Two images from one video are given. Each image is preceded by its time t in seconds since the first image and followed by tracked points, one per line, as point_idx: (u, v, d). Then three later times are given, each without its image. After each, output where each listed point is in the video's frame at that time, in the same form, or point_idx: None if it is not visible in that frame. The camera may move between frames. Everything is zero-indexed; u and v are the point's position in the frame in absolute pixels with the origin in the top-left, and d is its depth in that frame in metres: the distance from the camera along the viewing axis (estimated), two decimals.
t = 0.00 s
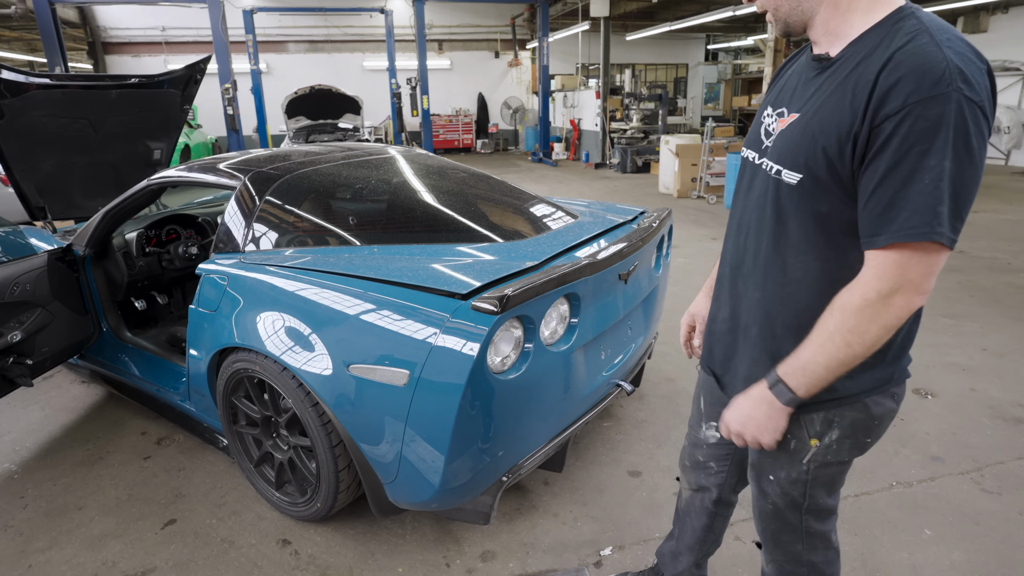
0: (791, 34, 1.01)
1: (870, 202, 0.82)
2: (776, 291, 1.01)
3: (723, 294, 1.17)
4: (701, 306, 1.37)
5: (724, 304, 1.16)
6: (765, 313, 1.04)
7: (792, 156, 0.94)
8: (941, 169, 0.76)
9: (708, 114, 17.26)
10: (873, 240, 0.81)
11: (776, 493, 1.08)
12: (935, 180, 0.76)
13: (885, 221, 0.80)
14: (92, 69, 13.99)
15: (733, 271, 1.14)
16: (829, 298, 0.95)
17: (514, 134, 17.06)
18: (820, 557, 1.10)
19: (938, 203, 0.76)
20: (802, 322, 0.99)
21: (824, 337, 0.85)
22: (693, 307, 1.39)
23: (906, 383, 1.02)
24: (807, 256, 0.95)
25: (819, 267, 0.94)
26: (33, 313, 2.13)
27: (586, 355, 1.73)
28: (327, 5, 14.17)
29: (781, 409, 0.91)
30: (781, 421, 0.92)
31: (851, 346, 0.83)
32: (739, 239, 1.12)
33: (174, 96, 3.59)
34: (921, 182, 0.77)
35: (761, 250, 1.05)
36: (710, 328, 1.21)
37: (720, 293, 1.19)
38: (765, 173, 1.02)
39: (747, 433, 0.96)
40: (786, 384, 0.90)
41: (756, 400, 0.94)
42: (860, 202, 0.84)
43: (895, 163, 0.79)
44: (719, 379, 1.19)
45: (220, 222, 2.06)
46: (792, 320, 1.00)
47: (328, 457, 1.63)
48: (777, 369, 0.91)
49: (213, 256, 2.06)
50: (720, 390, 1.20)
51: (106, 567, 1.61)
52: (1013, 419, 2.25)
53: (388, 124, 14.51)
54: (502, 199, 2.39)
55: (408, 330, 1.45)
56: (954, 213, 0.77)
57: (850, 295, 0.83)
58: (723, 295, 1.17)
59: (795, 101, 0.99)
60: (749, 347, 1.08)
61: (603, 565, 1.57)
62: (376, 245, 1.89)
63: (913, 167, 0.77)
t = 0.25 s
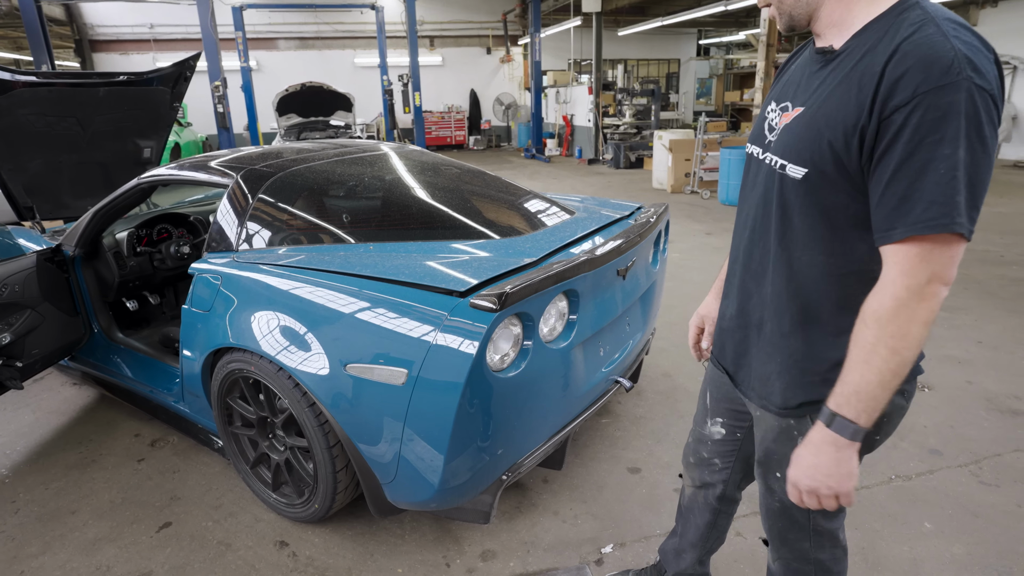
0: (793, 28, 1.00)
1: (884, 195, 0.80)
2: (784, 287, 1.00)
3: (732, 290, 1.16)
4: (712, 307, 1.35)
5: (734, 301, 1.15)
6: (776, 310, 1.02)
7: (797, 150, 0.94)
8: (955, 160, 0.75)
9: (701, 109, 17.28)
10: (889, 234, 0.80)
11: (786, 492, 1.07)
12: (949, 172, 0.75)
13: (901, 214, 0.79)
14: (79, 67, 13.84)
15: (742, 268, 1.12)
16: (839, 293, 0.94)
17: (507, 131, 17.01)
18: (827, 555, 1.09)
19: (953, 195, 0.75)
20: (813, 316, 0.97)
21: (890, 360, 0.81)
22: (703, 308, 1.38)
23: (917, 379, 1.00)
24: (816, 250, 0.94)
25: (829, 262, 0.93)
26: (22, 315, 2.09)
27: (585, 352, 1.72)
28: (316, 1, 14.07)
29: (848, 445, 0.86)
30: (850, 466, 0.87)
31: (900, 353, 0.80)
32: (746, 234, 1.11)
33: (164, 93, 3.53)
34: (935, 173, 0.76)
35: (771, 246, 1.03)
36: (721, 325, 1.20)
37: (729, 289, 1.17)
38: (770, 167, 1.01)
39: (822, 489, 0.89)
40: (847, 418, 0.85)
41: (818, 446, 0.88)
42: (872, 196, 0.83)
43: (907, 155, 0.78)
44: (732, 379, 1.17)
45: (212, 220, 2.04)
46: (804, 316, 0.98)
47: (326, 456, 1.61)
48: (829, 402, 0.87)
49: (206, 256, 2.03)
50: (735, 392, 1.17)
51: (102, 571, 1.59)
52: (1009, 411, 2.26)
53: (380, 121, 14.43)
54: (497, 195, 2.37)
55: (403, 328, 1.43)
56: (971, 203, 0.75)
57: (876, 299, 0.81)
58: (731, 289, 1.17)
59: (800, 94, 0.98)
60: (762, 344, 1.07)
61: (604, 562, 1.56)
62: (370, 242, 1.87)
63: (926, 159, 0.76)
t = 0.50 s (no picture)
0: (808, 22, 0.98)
1: (910, 194, 0.79)
2: (798, 288, 0.99)
3: (740, 290, 1.15)
4: (717, 309, 1.35)
5: (742, 301, 1.14)
6: (788, 311, 1.01)
7: (815, 148, 0.92)
8: (987, 158, 0.75)
9: (701, 107, 17.25)
10: (917, 233, 0.79)
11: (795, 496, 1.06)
12: (981, 170, 0.75)
13: (930, 213, 0.78)
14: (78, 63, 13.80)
15: (750, 269, 1.11)
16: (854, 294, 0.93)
17: (507, 128, 16.97)
18: (833, 558, 1.09)
19: (986, 194, 0.75)
20: (825, 317, 0.96)
21: (907, 361, 0.81)
22: (709, 310, 1.37)
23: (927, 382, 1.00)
24: (833, 250, 0.93)
25: (845, 262, 0.92)
26: (20, 312, 2.08)
27: (588, 350, 1.71)
28: None
29: (865, 445, 0.85)
30: (861, 464, 0.87)
31: (929, 353, 0.80)
32: (755, 234, 1.10)
33: (162, 90, 3.52)
34: (967, 171, 0.75)
35: (782, 246, 1.02)
36: (727, 328, 1.18)
37: (736, 290, 1.16)
38: (782, 165, 1.00)
39: (835, 490, 0.88)
40: (868, 420, 0.85)
41: (834, 447, 0.87)
42: (896, 195, 0.82)
43: (937, 153, 0.77)
44: (740, 381, 1.16)
45: (211, 218, 2.03)
46: (818, 317, 0.97)
47: (326, 456, 1.60)
48: (847, 400, 0.86)
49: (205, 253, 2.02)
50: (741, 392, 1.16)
51: (100, 570, 1.58)
52: (1011, 411, 2.25)
53: (380, 119, 14.40)
54: (497, 193, 2.36)
55: (404, 327, 1.42)
56: (1002, 201, 0.75)
57: (901, 300, 0.81)
58: (738, 288, 1.15)
59: (813, 92, 0.97)
60: (773, 346, 1.06)
61: (605, 562, 1.55)
62: (370, 240, 1.86)
63: (957, 157, 0.76)
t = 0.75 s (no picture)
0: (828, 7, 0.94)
1: (918, 182, 0.79)
2: (806, 283, 0.97)
3: (743, 290, 1.13)
4: (662, 274, 1.43)
5: (746, 301, 1.12)
6: (795, 310, 1.00)
7: (822, 139, 0.91)
8: (997, 143, 0.74)
9: (702, 107, 17.23)
10: (925, 220, 0.78)
11: (802, 500, 1.06)
12: (991, 156, 0.74)
13: (940, 201, 0.77)
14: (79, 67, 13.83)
15: (754, 268, 1.09)
16: (861, 290, 0.92)
17: (507, 129, 16.97)
18: (840, 561, 1.09)
19: (996, 179, 0.74)
20: (830, 315, 0.95)
21: (905, 343, 0.80)
22: (655, 275, 1.45)
23: (933, 382, 0.99)
24: (838, 243, 0.92)
25: (851, 255, 0.91)
26: (21, 316, 2.08)
27: (589, 351, 1.71)
28: None
29: (859, 423, 0.85)
30: (852, 440, 0.87)
31: (928, 338, 0.80)
32: (757, 231, 1.08)
33: (163, 93, 3.52)
34: (976, 158, 0.75)
35: (787, 242, 1.00)
36: (731, 329, 1.16)
37: (739, 290, 1.15)
38: (786, 160, 0.99)
39: (827, 464, 0.89)
40: (863, 398, 0.84)
41: (829, 424, 0.87)
42: (903, 184, 0.81)
43: (947, 138, 0.76)
44: (746, 383, 1.14)
45: (211, 220, 2.02)
46: (826, 315, 0.96)
47: (326, 458, 1.60)
48: (846, 379, 0.85)
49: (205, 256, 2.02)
50: (750, 395, 1.14)
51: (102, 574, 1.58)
52: (1015, 410, 2.24)
53: (380, 120, 14.40)
54: (497, 194, 2.36)
55: (404, 328, 1.42)
56: (1011, 189, 0.75)
57: (904, 286, 0.80)
58: (741, 288, 1.14)
59: (816, 87, 0.97)
60: (778, 347, 1.05)
61: (607, 564, 1.55)
62: (371, 242, 1.86)
63: (966, 143, 0.75)
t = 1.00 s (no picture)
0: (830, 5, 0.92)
1: (924, 181, 0.80)
2: (806, 283, 0.97)
3: (735, 292, 1.12)
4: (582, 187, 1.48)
5: (739, 303, 1.11)
6: (794, 311, 1.00)
7: (824, 138, 0.91)
8: (1000, 144, 0.76)
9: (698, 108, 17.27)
10: (931, 218, 0.79)
11: (799, 503, 1.06)
12: (996, 154, 0.75)
13: (946, 198, 0.78)
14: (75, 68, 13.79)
15: (748, 269, 1.08)
16: (860, 289, 0.92)
17: (504, 131, 16.99)
18: (834, 561, 1.10)
19: (1002, 177, 0.76)
20: (827, 316, 0.96)
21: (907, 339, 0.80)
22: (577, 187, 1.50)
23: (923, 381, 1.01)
24: (839, 243, 0.92)
25: (852, 254, 0.91)
26: (14, 318, 2.08)
27: (583, 353, 1.71)
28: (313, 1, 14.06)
29: (862, 420, 0.85)
30: (852, 437, 0.86)
31: (932, 334, 0.80)
32: (751, 232, 1.07)
33: (158, 94, 3.51)
34: (981, 158, 0.76)
35: (785, 242, 1.00)
36: (721, 332, 1.16)
37: (730, 292, 1.14)
38: (783, 159, 0.98)
39: (827, 463, 0.88)
40: (866, 395, 0.84)
41: (829, 423, 0.87)
42: (907, 184, 0.82)
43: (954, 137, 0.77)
44: (739, 386, 1.14)
45: (206, 222, 2.02)
46: (824, 317, 0.96)
47: (320, 461, 1.60)
48: (849, 374, 0.85)
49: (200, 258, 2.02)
50: (743, 398, 1.13)
51: None
52: (1007, 411, 2.25)
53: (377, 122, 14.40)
54: (492, 196, 2.36)
55: (399, 331, 1.42)
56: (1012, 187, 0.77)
57: (909, 282, 0.81)
58: (733, 290, 1.13)
59: (810, 87, 0.97)
60: (776, 351, 1.05)
61: (601, 566, 1.55)
62: (366, 244, 1.86)
63: (971, 143, 0.76)
